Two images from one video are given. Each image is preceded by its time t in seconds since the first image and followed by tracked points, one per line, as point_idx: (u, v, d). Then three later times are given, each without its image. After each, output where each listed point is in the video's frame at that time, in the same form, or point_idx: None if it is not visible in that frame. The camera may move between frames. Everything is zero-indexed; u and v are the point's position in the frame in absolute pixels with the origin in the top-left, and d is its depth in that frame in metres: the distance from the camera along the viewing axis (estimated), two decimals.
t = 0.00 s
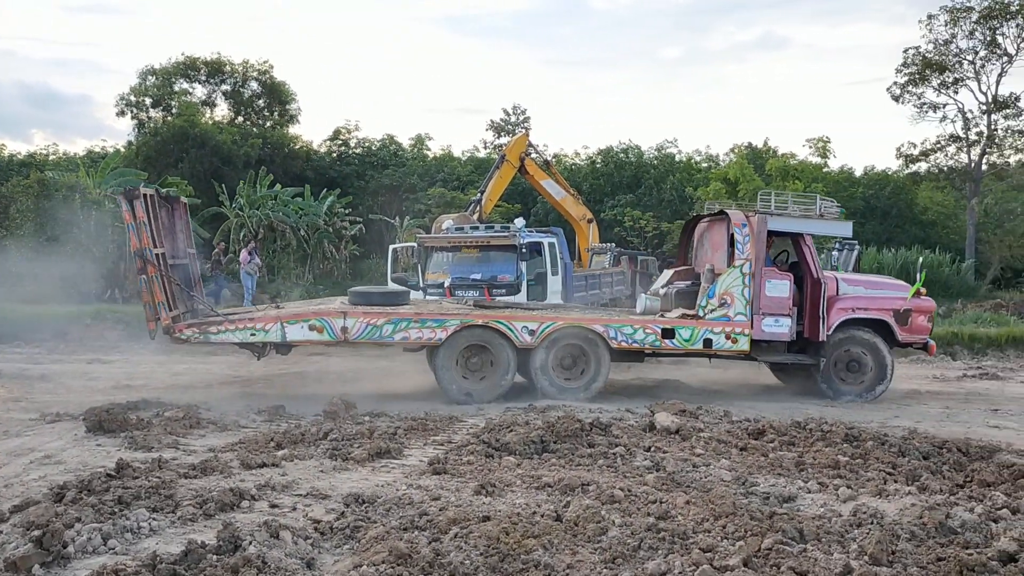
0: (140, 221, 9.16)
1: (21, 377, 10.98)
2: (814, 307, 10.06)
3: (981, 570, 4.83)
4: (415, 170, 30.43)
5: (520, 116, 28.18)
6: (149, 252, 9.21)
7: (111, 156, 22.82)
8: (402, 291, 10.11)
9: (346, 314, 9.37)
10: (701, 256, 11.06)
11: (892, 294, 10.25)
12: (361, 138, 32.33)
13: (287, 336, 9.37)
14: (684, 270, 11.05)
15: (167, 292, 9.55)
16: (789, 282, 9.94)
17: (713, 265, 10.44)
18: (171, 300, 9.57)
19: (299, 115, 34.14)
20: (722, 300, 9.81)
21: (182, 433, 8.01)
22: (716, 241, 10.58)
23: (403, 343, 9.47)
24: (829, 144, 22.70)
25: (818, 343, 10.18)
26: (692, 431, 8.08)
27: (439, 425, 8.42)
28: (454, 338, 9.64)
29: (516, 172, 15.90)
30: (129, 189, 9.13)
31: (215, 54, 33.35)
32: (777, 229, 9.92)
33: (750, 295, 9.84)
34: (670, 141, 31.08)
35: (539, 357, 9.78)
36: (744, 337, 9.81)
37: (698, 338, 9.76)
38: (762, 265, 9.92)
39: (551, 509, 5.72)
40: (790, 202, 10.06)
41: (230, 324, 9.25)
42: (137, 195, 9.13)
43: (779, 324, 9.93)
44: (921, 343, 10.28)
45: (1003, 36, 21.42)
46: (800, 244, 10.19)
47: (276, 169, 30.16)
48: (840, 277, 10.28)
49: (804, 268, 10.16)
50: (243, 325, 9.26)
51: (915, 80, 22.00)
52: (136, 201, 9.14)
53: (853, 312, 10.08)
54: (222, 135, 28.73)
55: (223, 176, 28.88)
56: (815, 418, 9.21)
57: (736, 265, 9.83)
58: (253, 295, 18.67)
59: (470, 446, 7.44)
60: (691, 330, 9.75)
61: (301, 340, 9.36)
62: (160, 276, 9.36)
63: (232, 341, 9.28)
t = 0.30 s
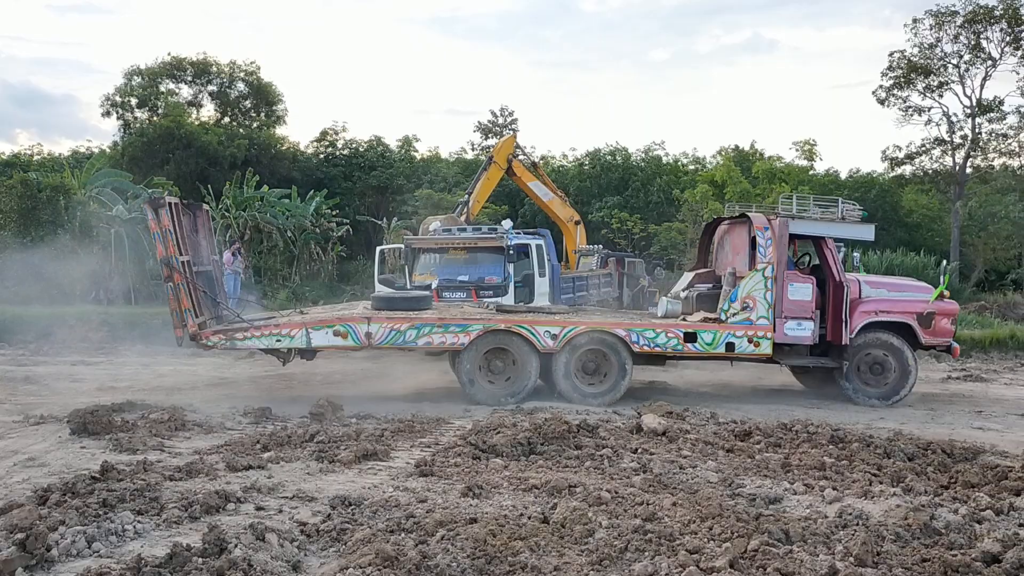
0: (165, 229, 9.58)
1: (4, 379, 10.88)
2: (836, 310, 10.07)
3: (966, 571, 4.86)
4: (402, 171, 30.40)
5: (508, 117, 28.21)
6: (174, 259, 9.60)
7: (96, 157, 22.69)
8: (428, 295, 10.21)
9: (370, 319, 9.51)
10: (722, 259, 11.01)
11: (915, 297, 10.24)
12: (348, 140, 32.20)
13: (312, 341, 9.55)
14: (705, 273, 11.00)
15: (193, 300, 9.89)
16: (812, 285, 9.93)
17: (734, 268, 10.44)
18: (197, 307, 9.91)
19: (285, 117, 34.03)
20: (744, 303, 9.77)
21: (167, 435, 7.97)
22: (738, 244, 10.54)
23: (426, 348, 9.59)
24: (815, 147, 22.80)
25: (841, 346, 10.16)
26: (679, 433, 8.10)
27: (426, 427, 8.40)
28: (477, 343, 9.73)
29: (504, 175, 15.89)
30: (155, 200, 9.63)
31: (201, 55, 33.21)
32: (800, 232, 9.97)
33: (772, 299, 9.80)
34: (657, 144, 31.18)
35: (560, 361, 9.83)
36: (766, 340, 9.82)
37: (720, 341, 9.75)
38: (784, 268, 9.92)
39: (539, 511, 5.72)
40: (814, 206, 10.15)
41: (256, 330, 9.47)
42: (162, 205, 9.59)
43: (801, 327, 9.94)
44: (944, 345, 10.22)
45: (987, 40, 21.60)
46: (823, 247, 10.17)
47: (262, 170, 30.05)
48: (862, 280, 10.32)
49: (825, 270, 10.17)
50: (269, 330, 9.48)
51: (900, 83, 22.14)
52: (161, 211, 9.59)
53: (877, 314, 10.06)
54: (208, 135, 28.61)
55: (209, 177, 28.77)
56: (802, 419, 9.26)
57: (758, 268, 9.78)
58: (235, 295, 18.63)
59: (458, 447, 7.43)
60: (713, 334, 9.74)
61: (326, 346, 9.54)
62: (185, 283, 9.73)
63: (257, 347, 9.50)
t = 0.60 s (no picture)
0: (193, 228, 9.58)
1: None
2: (857, 315, 10.05)
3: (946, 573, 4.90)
4: (387, 174, 30.38)
5: (494, 121, 28.27)
6: (201, 258, 9.59)
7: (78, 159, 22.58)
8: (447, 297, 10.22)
9: (391, 318, 9.52)
10: (741, 264, 11.07)
11: (935, 303, 10.25)
12: (334, 142, 32.07)
13: (335, 340, 9.52)
14: (724, 278, 11.14)
15: (218, 299, 9.87)
16: (831, 290, 9.93)
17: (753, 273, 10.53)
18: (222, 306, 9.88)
19: (270, 119, 33.91)
20: (763, 307, 9.84)
21: (150, 439, 7.91)
22: (757, 249, 10.59)
23: (448, 348, 9.60)
24: (799, 152, 22.94)
25: (860, 351, 10.13)
26: (663, 436, 8.12)
27: (410, 431, 8.38)
28: (497, 343, 9.78)
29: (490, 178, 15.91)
30: (184, 198, 9.61)
31: (186, 57, 33.10)
32: (821, 236, 9.98)
33: (792, 303, 9.85)
34: (642, 148, 31.29)
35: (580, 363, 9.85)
36: (785, 344, 9.84)
37: (739, 345, 9.80)
38: (804, 272, 9.93)
39: (523, 515, 5.72)
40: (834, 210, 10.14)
41: (279, 328, 9.46)
42: (190, 204, 9.59)
43: (821, 331, 9.91)
44: (965, 351, 10.27)
45: (969, 46, 21.79)
46: (843, 253, 10.23)
47: (246, 173, 29.95)
48: (883, 285, 10.25)
49: (846, 275, 10.17)
50: (292, 329, 9.47)
51: (883, 89, 22.31)
52: (189, 209, 9.59)
53: (897, 320, 10.06)
54: (192, 138, 28.47)
55: (193, 179, 28.65)
56: (786, 422, 9.31)
57: (778, 272, 9.85)
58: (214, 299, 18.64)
59: (442, 451, 7.42)
60: (733, 337, 9.79)
61: (348, 345, 9.52)
62: (211, 281, 9.71)
63: (280, 345, 9.48)
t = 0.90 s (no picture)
0: (197, 236, 9.58)
1: None
2: (857, 323, 10.16)
3: None
4: (358, 178, 30.26)
5: (465, 126, 28.29)
6: (206, 266, 9.62)
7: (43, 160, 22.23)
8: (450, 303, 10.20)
9: (395, 327, 9.58)
10: (744, 270, 11.13)
11: (936, 311, 10.37)
12: (304, 146, 31.84)
13: (338, 348, 9.59)
14: (726, 284, 11.17)
15: (222, 306, 9.92)
16: (833, 299, 10.05)
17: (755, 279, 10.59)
18: (226, 313, 9.94)
19: (240, 122, 33.61)
20: (765, 316, 9.96)
21: (114, 445, 7.80)
22: (760, 255, 10.65)
23: (451, 356, 9.66)
24: (766, 159, 23.20)
25: (862, 359, 10.25)
26: (632, 441, 8.16)
27: (379, 436, 8.34)
28: (500, 352, 9.84)
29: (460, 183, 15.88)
30: (186, 207, 9.60)
31: (154, 59, 32.79)
32: (822, 245, 10.15)
33: (794, 311, 9.97)
34: (613, 155, 31.49)
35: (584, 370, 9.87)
36: (787, 352, 9.94)
37: (741, 353, 9.88)
38: (806, 280, 10.07)
39: (491, 521, 5.72)
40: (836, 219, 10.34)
41: (283, 336, 9.52)
42: (195, 212, 9.57)
43: (823, 340, 10.06)
44: (965, 359, 10.34)
45: (933, 56, 22.19)
46: (845, 261, 10.35)
47: (215, 176, 29.67)
48: (883, 293, 10.43)
49: (847, 283, 10.29)
50: (297, 337, 9.53)
51: (849, 98, 22.65)
52: (193, 217, 9.58)
53: (899, 328, 10.19)
54: (160, 140, 28.16)
55: (160, 182, 28.34)
56: (752, 428, 9.41)
57: (780, 281, 9.96)
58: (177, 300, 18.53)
59: (410, 457, 7.39)
60: (735, 345, 9.87)
61: (352, 353, 9.60)
62: (215, 289, 9.76)
63: (284, 353, 9.55)
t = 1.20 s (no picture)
0: (186, 245, 9.59)
1: None
2: (842, 326, 10.29)
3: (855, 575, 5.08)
4: (311, 179, 29.98)
5: (421, 127, 28.19)
6: (195, 275, 9.66)
7: None
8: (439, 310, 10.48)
9: (385, 333, 9.74)
10: (729, 274, 11.17)
11: (919, 313, 10.51)
12: (257, 146, 31.41)
13: (329, 354, 9.75)
14: (712, 289, 11.26)
15: (211, 314, 9.99)
16: (818, 302, 10.13)
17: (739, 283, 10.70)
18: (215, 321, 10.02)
19: (191, 121, 33.04)
20: (752, 319, 10.06)
21: (59, 449, 7.61)
22: (744, 260, 10.73)
23: (440, 361, 9.82)
24: (719, 164, 23.50)
25: (847, 361, 10.37)
26: (585, 443, 8.19)
27: (331, 439, 8.26)
28: (491, 355, 9.95)
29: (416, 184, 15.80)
30: (177, 215, 9.55)
31: (103, 56, 32.15)
32: (806, 248, 10.21)
33: (780, 314, 10.08)
34: (569, 158, 31.66)
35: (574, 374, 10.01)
36: (774, 355, 10.06)
37: (728, 356, 10.00)
38: (791, 284, 10.18)
39: (444, 523, 5.70)
40: (820, 222, 10.35)
41: (273, 343, 9.68)
42: (184, 221, 9.58)
43: (809, 342, 10.14)
44: (949, 360, 10.52)
45: (881, 65, 22.68)
46: (830, 264, 10.43)
47: (165, 175, 29.15)
48: (868, 296, 10.59)
49: (832, 286, 10.40)
50: (286, 344, 9.69)
51: (800, 105, 23.06)
52: (183, 226, 9.58)
53: (883, 330, 10.35)
54: (109, 138, 27.60)
55: (108, 181, 27.77)
56: (704, 429, 9.52)
57: (767, 284, 10.07)
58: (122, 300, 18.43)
59: (364, 459, 7.34)
60: (722, 348, 9.99)
61: (342, 359, 9.74)
62: (205, 297, 9.82)
63: (274, 360, 9.72)
